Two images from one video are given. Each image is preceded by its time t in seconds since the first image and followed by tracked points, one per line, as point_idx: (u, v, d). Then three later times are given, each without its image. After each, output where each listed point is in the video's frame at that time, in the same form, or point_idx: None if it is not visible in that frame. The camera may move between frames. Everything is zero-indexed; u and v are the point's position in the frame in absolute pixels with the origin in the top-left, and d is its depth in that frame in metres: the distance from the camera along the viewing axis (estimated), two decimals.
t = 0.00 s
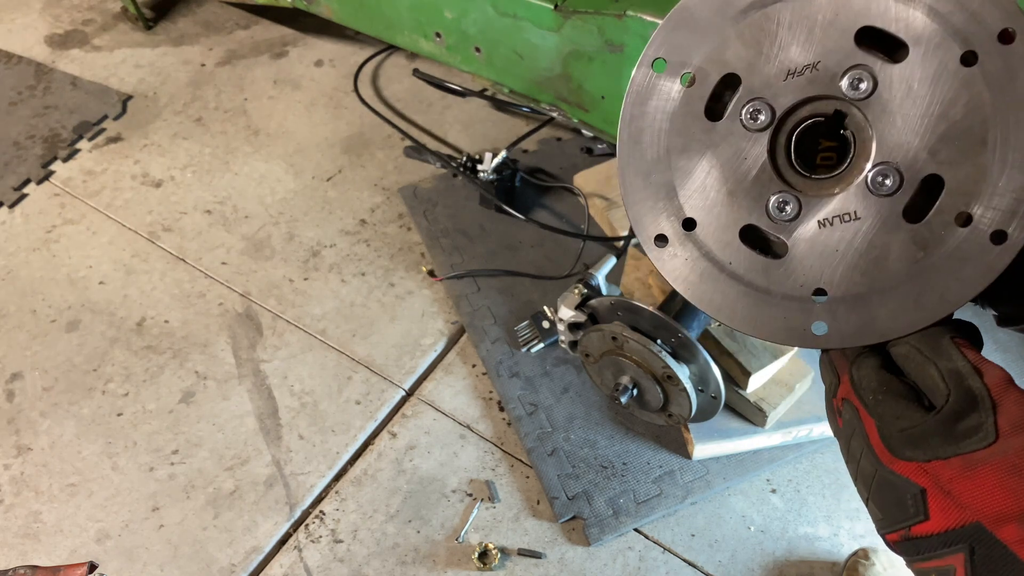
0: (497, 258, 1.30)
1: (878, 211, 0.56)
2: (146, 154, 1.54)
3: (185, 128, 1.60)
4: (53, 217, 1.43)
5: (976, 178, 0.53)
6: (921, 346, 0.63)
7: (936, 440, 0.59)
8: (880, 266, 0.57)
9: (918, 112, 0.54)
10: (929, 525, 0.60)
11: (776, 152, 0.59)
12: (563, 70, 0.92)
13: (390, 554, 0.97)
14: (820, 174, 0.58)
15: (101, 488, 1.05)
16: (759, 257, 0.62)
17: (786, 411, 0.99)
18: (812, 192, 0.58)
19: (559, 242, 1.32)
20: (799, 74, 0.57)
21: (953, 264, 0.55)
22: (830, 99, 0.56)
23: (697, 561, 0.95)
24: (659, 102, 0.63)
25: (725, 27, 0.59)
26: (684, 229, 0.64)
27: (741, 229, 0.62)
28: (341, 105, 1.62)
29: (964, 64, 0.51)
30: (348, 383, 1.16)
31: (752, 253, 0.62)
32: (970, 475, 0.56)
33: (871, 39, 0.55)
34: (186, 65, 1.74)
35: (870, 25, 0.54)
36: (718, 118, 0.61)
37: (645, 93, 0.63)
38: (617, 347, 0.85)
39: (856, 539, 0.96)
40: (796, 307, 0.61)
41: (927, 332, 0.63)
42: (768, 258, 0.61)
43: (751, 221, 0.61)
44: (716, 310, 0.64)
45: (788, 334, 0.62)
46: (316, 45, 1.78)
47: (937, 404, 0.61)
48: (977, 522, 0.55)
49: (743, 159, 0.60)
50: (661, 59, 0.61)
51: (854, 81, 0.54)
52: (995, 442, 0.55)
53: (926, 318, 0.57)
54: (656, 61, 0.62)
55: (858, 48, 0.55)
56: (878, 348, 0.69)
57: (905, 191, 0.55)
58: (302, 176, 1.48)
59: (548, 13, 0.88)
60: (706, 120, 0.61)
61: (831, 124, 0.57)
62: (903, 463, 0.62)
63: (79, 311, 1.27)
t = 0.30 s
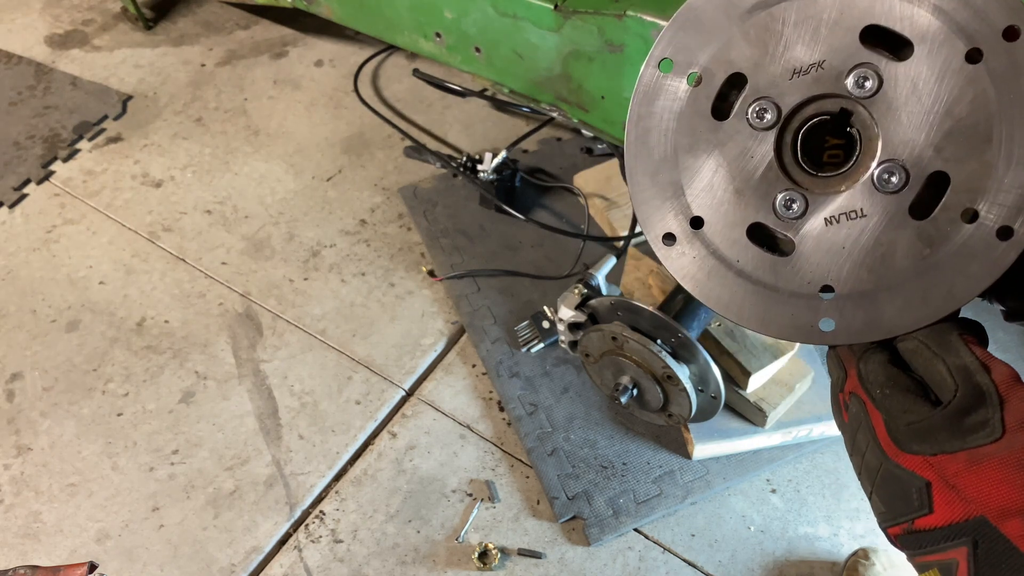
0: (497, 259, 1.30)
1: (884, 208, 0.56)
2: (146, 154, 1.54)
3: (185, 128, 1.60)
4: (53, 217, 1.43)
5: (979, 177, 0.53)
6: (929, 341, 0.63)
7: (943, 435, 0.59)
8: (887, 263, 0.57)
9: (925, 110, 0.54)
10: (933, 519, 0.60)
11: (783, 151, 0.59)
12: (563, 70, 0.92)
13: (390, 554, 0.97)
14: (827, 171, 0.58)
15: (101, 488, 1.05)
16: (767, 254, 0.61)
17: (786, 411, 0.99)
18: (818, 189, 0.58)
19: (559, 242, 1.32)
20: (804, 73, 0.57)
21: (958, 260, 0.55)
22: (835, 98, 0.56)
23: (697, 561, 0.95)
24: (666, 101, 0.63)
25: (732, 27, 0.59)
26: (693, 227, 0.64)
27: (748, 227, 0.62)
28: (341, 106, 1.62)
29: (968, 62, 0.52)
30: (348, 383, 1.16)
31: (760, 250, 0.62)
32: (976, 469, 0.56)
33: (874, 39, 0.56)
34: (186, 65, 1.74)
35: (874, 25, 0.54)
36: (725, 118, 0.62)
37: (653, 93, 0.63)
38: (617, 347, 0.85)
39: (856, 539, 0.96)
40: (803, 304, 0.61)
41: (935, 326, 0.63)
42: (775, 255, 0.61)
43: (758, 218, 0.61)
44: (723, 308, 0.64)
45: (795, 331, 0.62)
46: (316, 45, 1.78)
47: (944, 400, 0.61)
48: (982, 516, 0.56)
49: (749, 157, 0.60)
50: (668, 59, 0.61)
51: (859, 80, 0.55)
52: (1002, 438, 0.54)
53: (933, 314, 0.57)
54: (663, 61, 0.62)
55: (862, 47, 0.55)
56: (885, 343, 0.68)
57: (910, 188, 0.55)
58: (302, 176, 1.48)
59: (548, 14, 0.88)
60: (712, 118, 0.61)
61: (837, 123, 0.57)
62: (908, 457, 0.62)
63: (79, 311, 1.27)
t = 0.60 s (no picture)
0: (497, 258, 1.30)
1: (903, 207, 0.56)
2: (146, 154, 1.54)
3: (185, 128, 1.60)
4: (53, 217, 1.43)
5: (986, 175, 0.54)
6: (948, 337, 0.64)
7: (957, 427, 0.59)
8: (904, 260, 0.58)
9: (942, 109, 0.53)
10: (943, 511, 0.60)
11: (800, 148, 0.58)
12: (563, 70, 0.92)
13: (390, 554, 0.97)
14: (843, 167, 0.58)
15: (101, 488, 1.05)
16: (785, 252, 0.61)
17: (786, 411, 0.99)
18: (836, 186, 0.58)
19: (559, 242, 1.32)
20: (824, 70, 0.56)
21: (974, 256, 0.56)
22: (854, 96, 0.55)
23: (697, 561, 0.95)
24: (684, 97, 0.61)
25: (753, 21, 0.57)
26: (710, 223, 0.63)
27: (765, 224, 0.61)
28: (341, 106, 1.62)
29: (990, 61, 0.51)
30: (348, 383, 1.16)
31: (778, 248, 0.61)
32: (989, 462, 0.57)
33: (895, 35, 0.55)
34: (186, 65, 1.74)
35: (896, 22, 0.53)
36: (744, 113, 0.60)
37: (670, 89, 0.62)
38: (617, 347, 0.85)
39: (856, 539, 0.96)
40: (820, 301, 0.61)
41: (953, 322, 0.64)
42: (793, 252, 0.61)
43: (775, 215, 0.60)
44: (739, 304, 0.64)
45: (811, 328, 0.62)
46: (316, 45, 1.78)
47: (959, 394, 0.61)
48: (992, 509, 0.56)
49: (768, 154, 0.59)
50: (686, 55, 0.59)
51: (879, 78, 0.54)
52: (1017, 433, 0.55)
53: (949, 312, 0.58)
54: (680, 57, 0.61)
55: (883, 44, 0.54)
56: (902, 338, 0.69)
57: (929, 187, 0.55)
58: (302, 176, 1.48)
59: (548, 13, 0.88)
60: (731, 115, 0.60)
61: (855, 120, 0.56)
62: (920, 449, 0.62)
63: (79, 311, 1.27)
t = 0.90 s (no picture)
0: (497, 259, 1.30)
1: (946, 214, 0.54)
2: (147, 154, 1.55)
3: (186, 128, 1.60)
4: (53, 217, 1.43)
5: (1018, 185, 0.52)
6: (971, 339, 0.65)
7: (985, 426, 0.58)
8: (940, 267, 0.57)
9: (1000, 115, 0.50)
10: (964, 508, 0.59)
11: (849, 151, 0.55)
12: (562, 70, 0.92)
13: (390, 554, 0.98)
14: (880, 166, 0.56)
15: (102, 488, 1.05)
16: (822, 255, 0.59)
17: (786, 411, 1.00)
18: (881, 189, 0.55)
19: (559, 242, 1.32)
20: (884, 69, 0.50)
21: (1010, 266, 0.55)
22: (911, 99, 0.51)
23: (696, 561, 0.95)
24: (730, 90, 0.54)
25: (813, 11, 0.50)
26: (746, 223, 0.60)
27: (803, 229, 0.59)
28: (341, 106, 1.63)
29: None
30: (348, 383, 1.16)
31: (816, 252, 0.59)
32: (1015, 463, 0.55)
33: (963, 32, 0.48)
34: (186, 65, 1.75)
35: (968, 23, 0.47)
36: (794, 109, 0.54)
37: (715, 79, 0.54)
38: (617, 347, 0.86)
39: (855, 539, 0.96)
40: (851, 304, 0.61)
41: (980, 326, 0.65)
42: (829, 253, 0.59)
43: (815, 220, 0.58)
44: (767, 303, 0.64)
45: (842, 330, 0.62)
46: (316, 45, 1.79)
47: (985, 395, 0.62)
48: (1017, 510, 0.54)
49: (815, 156, 0.55)
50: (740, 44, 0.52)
51: (942, 82, 0.49)
52: None
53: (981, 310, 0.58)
54: (730, 43, 0.52)
55: (951, 44, 0.48)
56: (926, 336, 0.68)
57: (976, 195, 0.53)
58: (302, 176, 1.48)
59: (548, 14, 0.88)
60: (781, 114, 0.54)
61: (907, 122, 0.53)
62: (944, 446, 0.61)
63: (80, 311, 1.27)
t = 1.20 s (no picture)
0: (498, 259, 1.30)
1: (939, 207, 0.53)
2: (147, 154, 1.55)
3: (186, 128, 1.60)
4: (54, 217, 1.43)
5: (1013, 175, 0.51)
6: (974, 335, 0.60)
7: (983, 424, 0.56)
8: (938, 259, 0.55)
9: (982, 107, 0.50)
10: (960, 505, 0.59)
11: (837, 148, 0.54)
12: (562, 70, 0.92)
13: (390, 553, 0.98)
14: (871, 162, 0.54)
15: (102, 488, 1.05)
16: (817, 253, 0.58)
17: (786, 411, 1.00)
18: (872, 187, 0.54)
19: (559, 242, 1.33)
20: (868, 66, 0.50)
21: (1008, 256, 0.54)
22: (896, 94, 0.51)
23: (696, 561, 0.95)
24: (716, 93, 0.55)
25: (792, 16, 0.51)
26: (740, 223, 0.60)
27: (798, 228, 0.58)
28: (341, 106, 1.63)
29: None
30: (348, 382, 1.16)
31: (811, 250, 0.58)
32: (1013, 461, 0.54)
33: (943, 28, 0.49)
34: (187, 66, 1.75)
35: (945, 18, 0.48)
36: (779, 111, 0.54)
37: (701, 83, 0.55)
38: (617, 347, 0.86)
39: (855, 538, 0.96)
40: (849, 299, 0.60)
41: (982, 320, 0.60)
42: (824, 251, 0.58)
43: (809, 218, 0.57)
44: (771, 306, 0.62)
45: (841, 327, 0.61)
46: (317, 46, 1.79)
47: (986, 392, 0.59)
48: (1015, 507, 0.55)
49: (804, 155, 0.55)
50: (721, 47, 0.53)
51: (924, 75, 0.49)
52: None
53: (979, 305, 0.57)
54: (714, 48, 0.54)
55: (927, 39, 0.49)
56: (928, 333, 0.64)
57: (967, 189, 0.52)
58: (303, 176, 1.48)
59: (548, 14, 0.88)
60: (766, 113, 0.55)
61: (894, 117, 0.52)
62: (941, 442, 0.59)
63: (80, 311, 1.27)
